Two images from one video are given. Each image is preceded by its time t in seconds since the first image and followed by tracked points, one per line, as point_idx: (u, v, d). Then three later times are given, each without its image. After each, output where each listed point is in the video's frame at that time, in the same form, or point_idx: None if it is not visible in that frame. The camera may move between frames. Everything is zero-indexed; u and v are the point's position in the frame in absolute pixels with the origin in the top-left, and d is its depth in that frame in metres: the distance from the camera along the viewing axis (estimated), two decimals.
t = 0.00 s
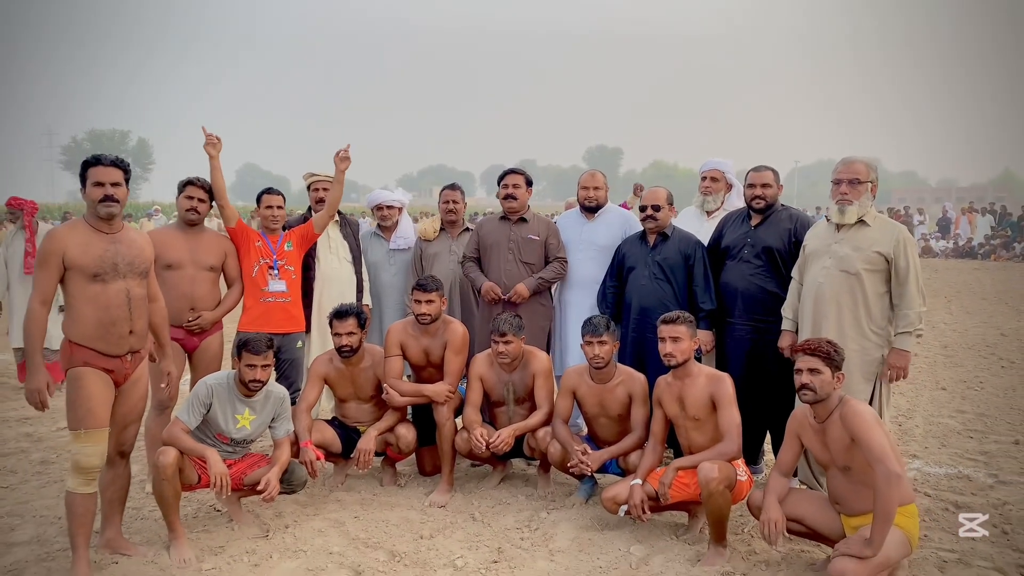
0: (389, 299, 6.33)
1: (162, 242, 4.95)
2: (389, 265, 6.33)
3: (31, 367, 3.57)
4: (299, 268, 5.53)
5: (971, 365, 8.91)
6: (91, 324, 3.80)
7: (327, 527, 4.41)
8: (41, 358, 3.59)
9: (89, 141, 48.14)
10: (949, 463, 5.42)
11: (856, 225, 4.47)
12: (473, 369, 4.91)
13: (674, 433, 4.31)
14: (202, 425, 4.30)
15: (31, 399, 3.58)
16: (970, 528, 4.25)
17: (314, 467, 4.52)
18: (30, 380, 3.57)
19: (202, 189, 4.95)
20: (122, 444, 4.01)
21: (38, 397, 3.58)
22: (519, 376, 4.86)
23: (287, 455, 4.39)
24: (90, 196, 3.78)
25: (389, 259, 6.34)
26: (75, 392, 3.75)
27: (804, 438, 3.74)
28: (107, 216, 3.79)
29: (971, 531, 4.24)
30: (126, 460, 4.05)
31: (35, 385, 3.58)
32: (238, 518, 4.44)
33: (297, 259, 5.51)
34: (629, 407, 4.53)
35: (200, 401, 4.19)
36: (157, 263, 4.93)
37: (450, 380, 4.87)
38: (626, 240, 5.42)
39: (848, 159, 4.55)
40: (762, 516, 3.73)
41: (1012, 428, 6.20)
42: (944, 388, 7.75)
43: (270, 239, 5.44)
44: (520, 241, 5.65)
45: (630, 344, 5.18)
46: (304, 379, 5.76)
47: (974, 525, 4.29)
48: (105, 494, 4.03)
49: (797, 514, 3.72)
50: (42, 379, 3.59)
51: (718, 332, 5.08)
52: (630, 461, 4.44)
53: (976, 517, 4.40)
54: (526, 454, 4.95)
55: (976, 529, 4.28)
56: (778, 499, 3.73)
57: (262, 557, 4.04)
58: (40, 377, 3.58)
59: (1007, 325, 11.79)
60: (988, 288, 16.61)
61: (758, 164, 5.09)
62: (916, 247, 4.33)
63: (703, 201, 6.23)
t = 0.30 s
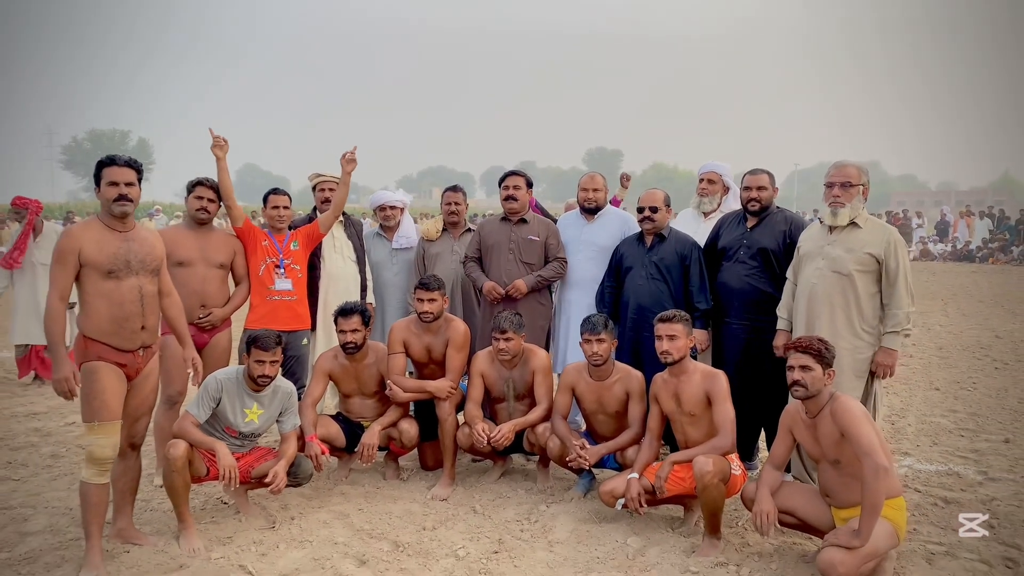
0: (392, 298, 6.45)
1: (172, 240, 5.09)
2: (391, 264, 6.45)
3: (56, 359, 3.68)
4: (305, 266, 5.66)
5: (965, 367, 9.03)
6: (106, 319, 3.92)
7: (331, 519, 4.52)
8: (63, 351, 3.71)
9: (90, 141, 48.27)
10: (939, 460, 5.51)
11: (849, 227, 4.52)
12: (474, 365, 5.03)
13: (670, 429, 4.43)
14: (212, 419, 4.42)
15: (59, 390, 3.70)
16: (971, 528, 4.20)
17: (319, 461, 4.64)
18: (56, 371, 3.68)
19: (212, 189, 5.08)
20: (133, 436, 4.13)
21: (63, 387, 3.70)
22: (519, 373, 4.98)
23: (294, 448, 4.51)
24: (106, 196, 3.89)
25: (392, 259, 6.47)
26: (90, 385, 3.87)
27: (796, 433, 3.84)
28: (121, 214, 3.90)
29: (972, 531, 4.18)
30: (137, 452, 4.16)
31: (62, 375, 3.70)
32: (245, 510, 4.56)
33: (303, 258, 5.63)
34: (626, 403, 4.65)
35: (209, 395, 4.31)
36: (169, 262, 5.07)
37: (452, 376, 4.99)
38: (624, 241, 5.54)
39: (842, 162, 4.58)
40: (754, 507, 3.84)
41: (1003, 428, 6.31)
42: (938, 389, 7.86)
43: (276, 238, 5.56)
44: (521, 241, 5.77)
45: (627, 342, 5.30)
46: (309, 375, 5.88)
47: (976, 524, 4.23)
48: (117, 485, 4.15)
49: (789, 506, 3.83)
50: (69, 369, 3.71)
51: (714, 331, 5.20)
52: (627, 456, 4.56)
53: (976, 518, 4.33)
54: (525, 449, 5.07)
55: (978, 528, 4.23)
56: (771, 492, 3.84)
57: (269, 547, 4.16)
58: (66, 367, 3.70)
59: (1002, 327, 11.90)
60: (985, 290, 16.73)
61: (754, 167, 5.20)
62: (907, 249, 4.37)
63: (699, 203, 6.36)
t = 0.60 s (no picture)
0: (394, 298, 6.53)
1: (179, 240, 5.20)
2: (394, 265, 6.54)
3: (61, 360, 3.76)
4: (310, 267, 5.74)
5: (960, 368, 9.11)
6: (117, 318, 4.00)
7: (335, 514, 4.61)
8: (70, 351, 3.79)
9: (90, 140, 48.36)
10: (934, 459, 5.58)
11: (844, 230, 4.48)
12: (475, 365, 5.11)
13: (668, 428, 4.51)
14: (218, 416, 4.51)
15: (60, 391, 3.78)
16: (971, 528, 4.23)
17: (323, 458, 4.72)
18: (59, 373, 3.77)
19: (218, 190, 5.18)
20: (141, 432, 4.21)
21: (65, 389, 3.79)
22: (519, 372, 5.06)
23: (299, 446, 4.59)
24: (119, 197, 3.96)
25: (394, 259, 6.55)
26: (101, 382, 3.96)
27: (792, 431, 3.92)
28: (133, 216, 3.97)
29: (973, 531, 4.22)
30: (145, 448, 4.24)
31: (66, 376, 3.78)
32: (250, 505, 4.65)
33: (307, 259, 5.72)
34: (625, 402, 4.74)
35: (216, 392, 4.39)
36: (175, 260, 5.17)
37: (453, 375, 5.07)
38: (623, 242, 5.62)
39: (836, 166, 4.56)
40: (750, 503, 3.91)
41: (997, 428, 6.39)
42: (933, 390, 7.94)
43: (281, 239, 5.64)
44: (521, 242, 5.86)
45: (626, 342, 5.38)
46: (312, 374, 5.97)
47: (975, 525, 4.27)
48: (126, 481, 4.24)
49: (784, 502, 3.90)
50: (71, 370, 3.79)
51: (712, 331, 5.28)
52: (625, 454, 4.64)
53: (976, 517, 4.39)
54: (526, 447, 5.15)
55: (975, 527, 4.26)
56: (766, 488, 3.92)
57: (274, 542, 4.24)
58: (68, 369, 3.78)
59: (997, 329, 12.00)
60: (982, 292, 16.84)
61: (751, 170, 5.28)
62: (901, 251, 4.36)
63: (695, 203, 6.45)
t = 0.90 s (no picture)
0: (396, 297, 6.57)
1: (184, 240, 5.25)
2: (396, 264, 6.58)
3: (73, 360, 3.79)
4: (313, 266, 5.78)
5: (958, 368, 9.17)
6: (126, 315, 4.04)
7: (339, 512, 4.65)
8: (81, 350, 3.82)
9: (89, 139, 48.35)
10: (932, 458, 5.62)
11: (843, 231, 4.52)
12: (477, 363, 5.15)
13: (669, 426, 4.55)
14: (223, 414, 4.54)
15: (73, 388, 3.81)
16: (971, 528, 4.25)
17: (327, 456, 4.75)
18: (71, 371, 3.79)
19: (223, 190, 5.23)
20: (147, 430, 4.25)
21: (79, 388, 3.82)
22: (521, 370, 5.10)
23: (303, 443, 4.63)
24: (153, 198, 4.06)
25: (397, 259, 6.59)
26: (108, 380, 3.99)
27: (792, 429, 3.96)
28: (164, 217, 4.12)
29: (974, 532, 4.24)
30: (151, 446, 4.28)
31: (77, 376, 3.81)
32: (254, 503, 4.68)
33: (311, 258, 5.76)
34: (626, 401, 4.78)
35: (222, 390, 4.44)
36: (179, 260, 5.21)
37: (456, 374, 5.11)
38: (624, 242, 5.66)
39: (836, 167, 4.59)
40: (751, 501, 3.96)
41: (993, 427, 6.45)
42: (931, 389, 8.00)
43: (285, 238, 5.68)
44: (523, 242, 5.90)
45: (627, 341, 5.42)
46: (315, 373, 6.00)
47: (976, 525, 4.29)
48: (132, 478, 4.28)
49: (785, 500, 3.94)
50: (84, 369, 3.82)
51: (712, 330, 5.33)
52: (627, 452, 4.68)
53: (976, 517, 4.42)
54: (528, 445, 5.19)
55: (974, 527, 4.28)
56: (767, 486, 3.96)
57: (279, 538, 4.27)
58: (82, 369, 3.81)
59: (994, 329, 12.06)
60: (979, 293, 16.91)
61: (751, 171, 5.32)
62: (900, 252, 4.40)
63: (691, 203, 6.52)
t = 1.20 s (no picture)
0: (399, 296, 6.59)
1: (189, 240, 5.26)
2: (399, 262, 6.59)
3: (100, 358, 3.80)
4: (318, 264, 5.80)
5: (957, 366, 9.22)
6: (138, 314, 4.05)
7: (345, 509, 4.66)
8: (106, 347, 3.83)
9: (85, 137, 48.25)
10: (933, 455, 5.65)
11: (847, 229, 4.55)
12: (481, 361, 5.17)
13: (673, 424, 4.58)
14: (229, 412, 4.56)
15: (101, 385, 3.84)
16: (971, 528, 4.26)
17: (333, 453, 4.78)
18: (101, 368, 3.81)
19: (227, 188, 5.22)
20: (153, 428, 4.26)
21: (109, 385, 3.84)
22: (525, 368, 5.12)
23: (308, 441, 4.64)
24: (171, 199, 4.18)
25: (400, 257, 6.61)
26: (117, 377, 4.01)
27: (797, 426, 3.98)
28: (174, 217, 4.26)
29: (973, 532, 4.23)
30: (157, 443, 4.29)
31: (104, 373, 3.82)
32: (259, 500, 4.70)
33: (316, 257, 5.77)
34: (630, 398, 4.80)
35: (228, 388, 4.45)
36: (183, 259, 5.23)
37: (460, 372, 5.13)
38: (626, 241, 5.68)
39: (840, 166, 4.61)
40: (756, 498, 3.98)
41: (993, 425, 6.48)
42: (930, 387, 8.04)
43: (290, 237, 5.70)
44: (526, 240, 5.91)
45: (630, 339, 5.44)
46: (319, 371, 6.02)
47: (975, 525, 4.28)
48: (138, 475, 4.29)
49: (790, 496, 3.97)
50: (110, 367, 3.84)
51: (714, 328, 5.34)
52: (631, 450, 4.70)
53: (976, 517, 4.42)
54: (532, 443, 5.21)
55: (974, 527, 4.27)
56: (772, 483, 3.98)
57: (285, 536, 4.29)
58: (107, 366, 3.83)
59: (992, 328, 12.12)
60: (976, 291, 16.98)
61: (754, 170, 5.34)
62: (904, 250, 4.42)
63: (691, 202, 6.55)
